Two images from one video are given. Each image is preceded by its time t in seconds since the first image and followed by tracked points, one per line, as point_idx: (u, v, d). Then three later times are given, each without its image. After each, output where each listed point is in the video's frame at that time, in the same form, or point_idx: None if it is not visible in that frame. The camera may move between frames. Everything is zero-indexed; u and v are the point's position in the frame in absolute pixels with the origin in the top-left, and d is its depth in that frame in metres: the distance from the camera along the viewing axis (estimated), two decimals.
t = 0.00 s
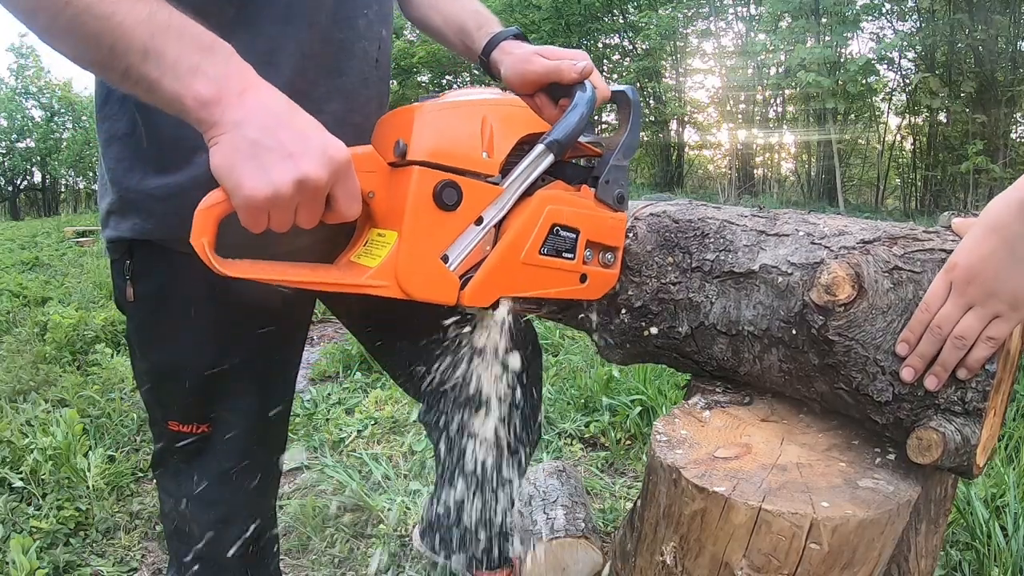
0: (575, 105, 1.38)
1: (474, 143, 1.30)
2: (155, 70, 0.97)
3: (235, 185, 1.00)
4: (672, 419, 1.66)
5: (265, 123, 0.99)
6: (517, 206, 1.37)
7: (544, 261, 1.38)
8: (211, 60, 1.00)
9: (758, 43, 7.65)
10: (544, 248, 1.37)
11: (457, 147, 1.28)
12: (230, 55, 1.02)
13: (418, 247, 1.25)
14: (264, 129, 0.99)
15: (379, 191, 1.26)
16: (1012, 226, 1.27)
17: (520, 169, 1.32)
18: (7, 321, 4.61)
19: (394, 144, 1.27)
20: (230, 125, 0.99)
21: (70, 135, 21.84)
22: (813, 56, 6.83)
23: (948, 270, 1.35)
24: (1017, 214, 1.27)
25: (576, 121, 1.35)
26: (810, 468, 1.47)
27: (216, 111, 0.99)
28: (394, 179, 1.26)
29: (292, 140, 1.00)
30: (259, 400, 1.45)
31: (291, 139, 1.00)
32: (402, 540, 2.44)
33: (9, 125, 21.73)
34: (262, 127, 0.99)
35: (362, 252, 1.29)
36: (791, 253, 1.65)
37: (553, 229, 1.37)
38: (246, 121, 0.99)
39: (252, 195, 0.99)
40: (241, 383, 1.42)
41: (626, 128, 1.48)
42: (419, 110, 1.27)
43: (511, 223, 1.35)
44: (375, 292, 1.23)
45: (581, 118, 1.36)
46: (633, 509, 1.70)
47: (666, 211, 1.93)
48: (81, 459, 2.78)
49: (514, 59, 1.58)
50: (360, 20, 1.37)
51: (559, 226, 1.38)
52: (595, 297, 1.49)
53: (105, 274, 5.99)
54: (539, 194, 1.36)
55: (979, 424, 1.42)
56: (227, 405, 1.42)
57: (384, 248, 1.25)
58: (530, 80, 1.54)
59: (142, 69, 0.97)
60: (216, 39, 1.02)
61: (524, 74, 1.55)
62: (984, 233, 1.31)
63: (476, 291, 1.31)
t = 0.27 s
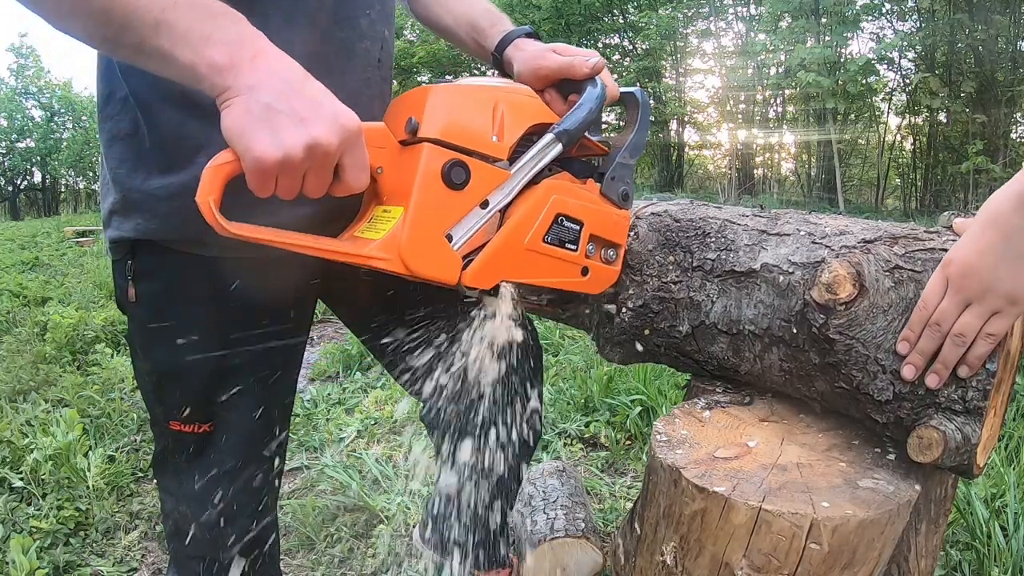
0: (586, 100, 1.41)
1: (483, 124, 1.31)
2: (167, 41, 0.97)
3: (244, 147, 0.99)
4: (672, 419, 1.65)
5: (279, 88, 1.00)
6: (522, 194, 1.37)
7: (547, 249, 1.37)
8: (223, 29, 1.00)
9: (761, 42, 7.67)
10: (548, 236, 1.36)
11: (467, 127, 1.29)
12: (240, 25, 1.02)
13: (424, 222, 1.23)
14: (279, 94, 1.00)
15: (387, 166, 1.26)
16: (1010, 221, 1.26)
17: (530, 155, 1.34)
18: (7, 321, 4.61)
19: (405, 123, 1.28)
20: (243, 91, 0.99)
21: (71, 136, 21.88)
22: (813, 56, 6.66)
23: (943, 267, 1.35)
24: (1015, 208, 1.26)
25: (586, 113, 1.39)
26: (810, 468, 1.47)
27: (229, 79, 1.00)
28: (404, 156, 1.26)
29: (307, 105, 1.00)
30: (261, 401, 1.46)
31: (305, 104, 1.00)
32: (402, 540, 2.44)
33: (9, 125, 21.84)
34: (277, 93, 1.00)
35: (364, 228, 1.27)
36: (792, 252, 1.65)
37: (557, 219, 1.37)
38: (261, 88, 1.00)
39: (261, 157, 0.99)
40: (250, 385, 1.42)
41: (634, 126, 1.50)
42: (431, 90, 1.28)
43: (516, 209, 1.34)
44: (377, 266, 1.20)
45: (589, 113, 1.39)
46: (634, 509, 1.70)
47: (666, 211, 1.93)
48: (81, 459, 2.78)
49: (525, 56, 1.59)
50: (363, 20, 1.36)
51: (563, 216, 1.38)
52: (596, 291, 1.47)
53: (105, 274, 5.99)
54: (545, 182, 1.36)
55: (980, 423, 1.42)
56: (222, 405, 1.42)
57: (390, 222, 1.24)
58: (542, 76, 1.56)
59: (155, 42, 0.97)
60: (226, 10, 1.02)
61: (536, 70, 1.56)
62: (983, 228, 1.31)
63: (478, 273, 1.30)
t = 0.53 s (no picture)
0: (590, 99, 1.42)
1: (484, 117, 1.31)
2: (174, 26, 0.96)
3: (248, 130, 0.99)
4: (672, 419, 1.65)
5: (285, 75, 1.00)
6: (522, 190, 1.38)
7: (546, 246, 1.38)
8: (228, 13, 0.99)
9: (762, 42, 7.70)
10: (546, 233, 1.37)
11: (469, 120, 1.29)
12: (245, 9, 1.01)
13: (424, 215, 1.23)
14: (286, 82, 1.00)
15: (390, 156, 1.26)
16: (1011, 223, 1.26)
17: (531, 151, 1.34)
18: (6, 321, 4.61)
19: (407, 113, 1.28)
20: (248, 76, 0.99)
21: (71, 136, 21.88)
22: (813, 56, 6.71)
23: (944, 268, 1.35)
24: (1016, 210, 1.26)
25: (589, 112, 1.40)
26: (811, 468, 1.47)
27: (235, 63, 0.99)
28: (405, 148, 1.26)
29: (312, 93, 1.01)
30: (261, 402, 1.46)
31: (311, 91, 1.01)
32: (402, 540, 2.44)
33: (9, 125, 21.84)
34: (285, 81, 1.00)
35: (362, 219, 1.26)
36: (791, 254, 1.65)
37: (556, 216, 1.38)
38: (268, 75, 0.99)
39: (264, 142, 0.98)
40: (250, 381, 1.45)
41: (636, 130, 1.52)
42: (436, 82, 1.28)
43: (515, 205, 1.35)
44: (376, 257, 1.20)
45: (593, 112, 1.40)
46: (634, 509, 1.70)
47: (665, 211, 1.93)
48: (81, 459, 2.78)
49: (529, 57, 1.58)
50: (364, 20, 1.36)
51: (563, 214, 1.39)
52: (593, 292, 1.49)
53: (104, 274, 5.99)
54: (545, 180, 1.38)
55: (980, 425, 1.42)
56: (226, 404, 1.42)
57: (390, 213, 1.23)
58: (547, 76, 1.55)
59: (161, 28, 0.96)
60: None
61: (542, 69, 1.55)
62: (984, 230, 1.31)
63: (475, 267, 1.31)
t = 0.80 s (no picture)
0: (568, 120, 1.36)
1: (462, 160, 1.27)
2: (142, 88, 0.95)
3: (224, 211, 0.95)
4: (672, 419, 1.65)
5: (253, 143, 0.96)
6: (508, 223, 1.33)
7: (537, 279, 1.34)
8: (200, 79, 0.97)
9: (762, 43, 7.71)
10: (536, 265, 1.34)
11: (447, 166, 1.24)
12: (216, 75, 0.99)
13: (410, 269, 1.20)
14: (252, 151, 0.95)
15: (369, 209, 1.22)
16: (1011, 222, 1.26)
17: (514, 183, 1.29)
18: (7, 321, 4.61)
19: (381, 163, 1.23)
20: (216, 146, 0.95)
21: (71, 136, 21.90)
22: (812, 56, 6.68)
23: (943, 268, 1.35)
24: (1015, 211, 1.26)
25: (566, 136, 1.34)
26: (810, 468, 1.47)
27: (202, 129, 0.96)
28: (383, 200, 1.22)
29: (280, 164, 0.96)
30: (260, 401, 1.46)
31: (277, 162, 0.96)
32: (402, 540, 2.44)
33: (9, 125, 21.87)
34: (252, 150, 0.95)
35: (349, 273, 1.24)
36: (790, 254, 1.65)
37: (545, 247, 1.34)
38: (234, 146, 0.95)
39: (241, 223, 0.95)
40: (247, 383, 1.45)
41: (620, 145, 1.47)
42: (409, 129, 1.22)
43: (502, 241, 1.31)
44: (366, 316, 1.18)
45: (573, 133, 1.34)
46: (634, 509, 1.70)
47: (664, 211, 1.93)
48: (81, 459, 2.78)
49: (506, 69, 1.57)
50: (363, 24, 1.37)
51: (551, 244, 1.35)
52: (591, 312, 1.46)
53: (105, 274, 6.00)
54: (530, 211, 1.33)
55: (979, 426, 1.41)
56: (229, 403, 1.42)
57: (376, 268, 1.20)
58: (523, 91, 1.52)
59: (130, 84, 0.95)
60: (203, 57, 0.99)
61: (518, 86, 1.53)
62: (983, 230, 1.30)
63: (468, 312, 1.28)
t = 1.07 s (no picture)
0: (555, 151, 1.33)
1: (453, 215, 1.25)
2: (134, 163, 0.95)
3: (218, 300, 0.99)
4: (672, 419, 1.66)
5: (241, 233, 0.98)
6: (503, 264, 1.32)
7: (536, 315, 1.34)
8: (194, 158, 0.98)
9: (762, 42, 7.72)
10: (534, 303, 1.34)
11: (437, 223, 1.23)
12: (210, 158, 1.00)
13: (408, 329, 1.22)
14: (245, 237, 0.98)
15: (364, 271, 1.22)
16: (1001, 221, 1.23)
17: (503, 226, 1.28)
18: (6, 321, 4.61)
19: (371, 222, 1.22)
20: (206, 238, 0.98)
21: (71, 136, 21.91)
22: (813, 56, 6.73)
23: (939, 269, 1.33)
24: (1010, 208, 1.22)
25: (552, 170, 1.30)
26: (811, 469, 1.47)
27: (191, 217, 0.98)
28: (376, 261, 1.22)
29: (271, 249, 0.99)
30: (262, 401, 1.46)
31: (268, 247, 0.99)
32: (402, 540, 2.44)
33: (9, 125, 21.88)
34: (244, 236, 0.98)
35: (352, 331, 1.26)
36: (790, 254, 1.65)
37: (541, 283, 1.34)
38: (228, 231, 0.98)
39: (237, 310, 0.99)
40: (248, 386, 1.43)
41: (608, 165, 1.42)
42: (393, 186, 1.21)
43: (499, 284, 1.30)
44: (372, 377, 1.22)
45: (560, 164, 1.31)
46: (634, 509, 1.70)
47: (664, 211, 1.92)
48: (81, 459, 2.78)
49: (491, 92, 1.54)
50: (366, 25, 1.36)
51: (547, 279, 1.34)
52: (594, 334, 1.48)
53: (105, 274, 6.00)
54: (524, 249, 1.31)
55: (979, 426, 1.41)
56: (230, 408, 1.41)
57: (376, 329, 1.22)
58: (506, 116, 1.51)
59: (122, 154, 0.95)
60: (199, 137, 1.00)
61: (498, 109, 1.51)
62: (977, 229, 1.27)
63: (472, 358, 1.29)
